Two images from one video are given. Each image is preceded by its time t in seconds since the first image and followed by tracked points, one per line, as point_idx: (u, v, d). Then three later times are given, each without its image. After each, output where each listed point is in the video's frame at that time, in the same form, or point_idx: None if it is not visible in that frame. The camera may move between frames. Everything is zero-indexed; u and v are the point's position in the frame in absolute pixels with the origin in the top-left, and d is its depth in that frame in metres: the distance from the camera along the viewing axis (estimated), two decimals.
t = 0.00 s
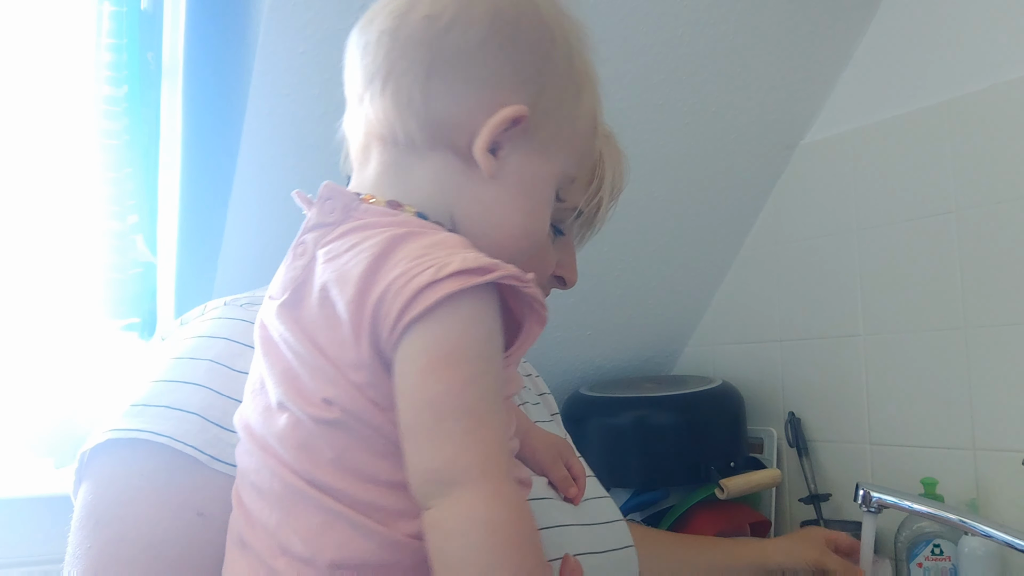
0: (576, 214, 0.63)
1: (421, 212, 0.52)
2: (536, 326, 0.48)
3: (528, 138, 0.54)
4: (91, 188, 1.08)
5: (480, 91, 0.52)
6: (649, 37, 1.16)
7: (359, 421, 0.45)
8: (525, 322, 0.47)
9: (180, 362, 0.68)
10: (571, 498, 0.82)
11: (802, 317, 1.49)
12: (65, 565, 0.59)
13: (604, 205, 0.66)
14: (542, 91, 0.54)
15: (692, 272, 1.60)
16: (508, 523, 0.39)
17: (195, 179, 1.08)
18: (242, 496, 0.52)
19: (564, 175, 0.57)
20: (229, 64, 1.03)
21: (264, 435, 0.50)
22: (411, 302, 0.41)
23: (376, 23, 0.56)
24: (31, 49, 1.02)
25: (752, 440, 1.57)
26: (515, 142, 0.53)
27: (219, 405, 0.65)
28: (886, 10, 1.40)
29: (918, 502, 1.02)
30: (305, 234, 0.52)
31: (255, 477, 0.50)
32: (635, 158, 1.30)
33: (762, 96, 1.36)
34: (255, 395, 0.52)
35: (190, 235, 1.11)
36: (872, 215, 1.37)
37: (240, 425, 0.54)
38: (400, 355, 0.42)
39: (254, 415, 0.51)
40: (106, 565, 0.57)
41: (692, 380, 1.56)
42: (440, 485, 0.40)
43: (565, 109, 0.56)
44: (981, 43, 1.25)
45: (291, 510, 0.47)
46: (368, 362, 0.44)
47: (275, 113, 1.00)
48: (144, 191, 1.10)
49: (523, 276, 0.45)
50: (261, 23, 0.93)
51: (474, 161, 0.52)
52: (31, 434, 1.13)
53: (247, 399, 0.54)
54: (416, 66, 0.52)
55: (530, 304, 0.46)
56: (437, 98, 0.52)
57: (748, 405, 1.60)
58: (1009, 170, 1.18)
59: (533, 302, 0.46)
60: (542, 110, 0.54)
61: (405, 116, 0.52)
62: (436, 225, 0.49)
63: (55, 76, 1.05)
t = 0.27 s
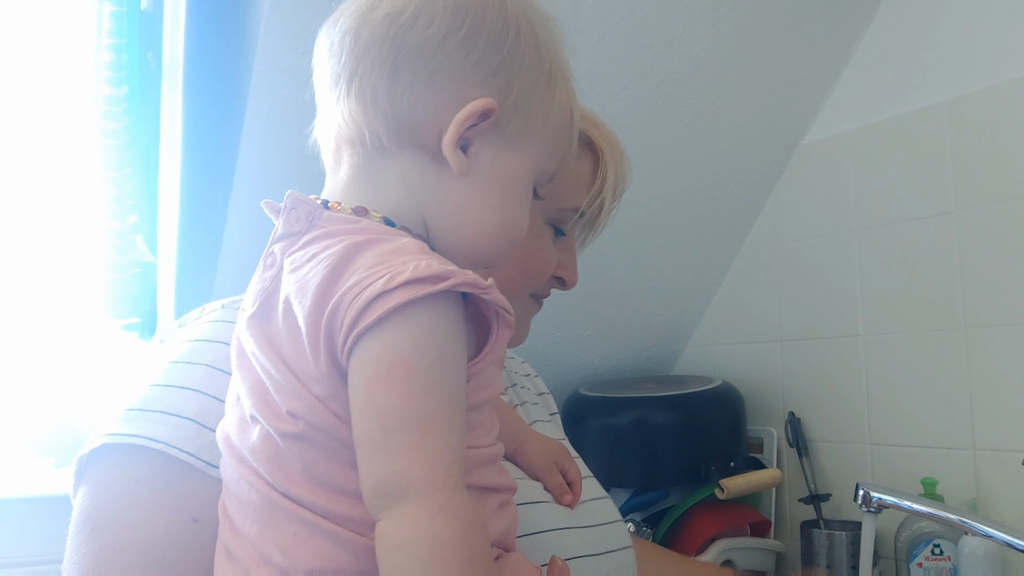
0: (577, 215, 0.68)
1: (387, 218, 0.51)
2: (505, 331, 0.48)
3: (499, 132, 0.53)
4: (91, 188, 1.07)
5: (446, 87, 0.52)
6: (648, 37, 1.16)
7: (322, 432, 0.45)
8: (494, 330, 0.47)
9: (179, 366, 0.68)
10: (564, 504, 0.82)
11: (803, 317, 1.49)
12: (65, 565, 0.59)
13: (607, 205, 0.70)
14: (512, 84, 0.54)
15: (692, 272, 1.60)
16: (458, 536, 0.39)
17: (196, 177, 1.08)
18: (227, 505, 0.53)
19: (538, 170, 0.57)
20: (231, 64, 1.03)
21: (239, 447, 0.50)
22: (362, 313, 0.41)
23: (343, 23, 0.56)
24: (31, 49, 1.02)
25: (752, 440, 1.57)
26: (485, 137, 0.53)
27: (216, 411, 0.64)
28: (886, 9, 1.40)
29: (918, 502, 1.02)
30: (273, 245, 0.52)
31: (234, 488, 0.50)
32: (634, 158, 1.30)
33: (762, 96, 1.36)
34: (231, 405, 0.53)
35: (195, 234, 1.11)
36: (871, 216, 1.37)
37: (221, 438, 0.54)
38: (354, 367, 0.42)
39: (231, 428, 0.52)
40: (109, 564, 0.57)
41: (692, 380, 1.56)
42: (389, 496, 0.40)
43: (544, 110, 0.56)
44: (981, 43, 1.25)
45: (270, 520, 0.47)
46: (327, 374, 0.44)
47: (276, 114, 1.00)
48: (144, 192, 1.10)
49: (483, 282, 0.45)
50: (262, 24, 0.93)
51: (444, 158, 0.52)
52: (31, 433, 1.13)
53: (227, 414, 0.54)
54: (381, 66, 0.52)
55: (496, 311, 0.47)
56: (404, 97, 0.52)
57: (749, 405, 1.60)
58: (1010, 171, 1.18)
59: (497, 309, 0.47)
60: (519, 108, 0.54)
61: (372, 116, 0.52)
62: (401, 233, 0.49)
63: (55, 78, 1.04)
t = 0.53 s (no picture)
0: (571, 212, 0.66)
1: (392, 221, 0.51)
2: (510, 338, 0.48)
3: (505, 138, 0.53)
4: (92, 188, 1.07)
5: (455, 92, 0.52)
6: (648, 37, 1.16)
7: (327, 437, 0.45)
8: (498, 335, 0.47)
9: (172, 369, 0.67)
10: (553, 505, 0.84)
11: (803, 317, 1.49)
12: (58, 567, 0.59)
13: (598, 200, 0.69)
14: (521, 90, 0.54)
15: (691, 272, 1.59)
16: (469, 543, 0.39)
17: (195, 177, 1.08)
18: (224, 508, 0.52)
19: (542, 177, 0.57)
20: (231, 64, 1.02)
21: (239, 449, 0.50)
22: (372, 319, 0.41)
23: (351, 23, 0.55)
24: (30, 49, 1.02)
25: (752, 440, 1.57)
26: (492, 143, 0.53)
27: (209, 414, 0.64)
28: (885, 9, 1.40)
29: (918, 502, 1.01)
30: (276, 244, 0.51)
31: (233, 489, 0.50)
32: (634, 157, 1.30)
33: (761, 95, 1.35)
34: (231, 407, 0.52)
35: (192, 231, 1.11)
36: (872, 215, 1.37)
37: (218, 439, 0.53)
38: (362, 373, 0.41)
39: (230, 429, 0.51)
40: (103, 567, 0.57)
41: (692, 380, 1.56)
42: (399, 504, 0.40)
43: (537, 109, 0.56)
44: (980, 43, 1.25)
45: (267, 522, 0.47)
46: (333, 379, 0.44)
47: (273, 113, 1.00)
48: (143, 191, 1.09)
49: (491, 290, 0.44)
50: (261, 25, 0.92)
51: (451, 163, 0.52)
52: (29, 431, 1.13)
53: (224, 414, 0.54)
54: (391, 69, 0.52)
55: (502, 318, 0.46)
56: (413, 101, 0.52)
57: (749, 405, 1.60)
58: (1010, 170, 1.17)
59: (503, 315, 0.46)
60: (514, 108, 0.54)
61: (381, 119, 0.52)
62: (408, 236, 0.49)
63: (55, 78, 1.04)
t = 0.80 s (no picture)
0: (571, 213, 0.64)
1: (411, 223, 0.51)
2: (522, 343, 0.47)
3: (526, 152, 0.54)
4: (93, 188, 1.07)
5: (484, 104, 0.52)
6: (648, 37, 1.16)
7: (339, 436, 0.45)
8: (511, 339, 0.47)
9: (173, 370, 0.67)
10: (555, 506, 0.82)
11: (803, 317, 1.49)
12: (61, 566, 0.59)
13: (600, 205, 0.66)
14: (544, 108, 0.55)
15: (691, 273, 1.59)
16: (479, 543, 0.39)
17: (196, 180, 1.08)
18: (227, 504, 0.52)
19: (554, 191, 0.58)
20: (232, 64, 1.03)
21: (247, 444, 0.49)
22: (394, 319, 0.41)
23: (380, 28, 0.55)
24: (31, 49, 1.02)
25: (752, 440, 1.57)
26: (515, 156, 0.53)
27: (211, 413, 0.64)
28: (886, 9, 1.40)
29: (918, 503, 1.01)
30: (292, 241, 0.51)
31: (238, 485, 0.50)
32: (634, 158, 1.30)
33: (762, 96, 1.35)
34: (240, 403, 0.52)
35: (195, 230, 1.11)
36: (873, 215, 1.37)
37: (224, 433, 0.53)
38: (381, 371, 0.42)
39: (237, 425, 0.51)
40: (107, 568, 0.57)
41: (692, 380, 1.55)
42: (413, 505, 0.39)
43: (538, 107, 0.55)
44: (980, 42, 1.25)
45: (272, 518, 0.47)
46: (350, 378, 0.44)
47: (271, 114, 1.00)
48: (144, 191, 1.09)
49: (510, 294, 0.45)
50: (261, 26, 0.92)
51: (474, 173, 0.52)
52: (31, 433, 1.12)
53: (230, 408, 0.54)
54: (422, 76, 0.52)
55: (516, 322, 0.46)
56: (442, 111, 0.52)
57: (749, 406, 1.60)
58: (1010, 170, 1.17)
59: (518, 319, 0.46)
60: (526, 113, 0.54)
61: (410, 126, 0.52)
62: (426, 239, 0.49)
63: (55, 77, 1.04)
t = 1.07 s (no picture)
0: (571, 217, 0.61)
1: (427, 221, 0.52)
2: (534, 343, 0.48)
3: (542, 158, 0.55)
4: (93, 190, 1.07)
5: (503, 109, 0.53)
6: (648, 38, 1.16)
7: (354, 429, 0.46)
8: (523, 338, 0.47)
9: (179, 366, 0.68)
10: (557, 504, 0.83)
11: (803, 317, 1.49)
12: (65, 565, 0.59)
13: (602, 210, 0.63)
14: (561, 115, 0.56)
15: (692, 273, 1.60)
16: (494, 537, 0.39)
17: (197, 181, 1.08)
18: (237, 495, 0.53)
19: (567, 198, 0.58)
20: (231, 65, 1.03)
21: (260, 437, 0.50)
22: (413, 315, 0.41)
23: (403, 29, 0.56)
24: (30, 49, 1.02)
25: (751, 440, 1.57)
26: (530, 161, 0.54)
27: (218, 409, 0.65)
28: (885, 9, 1.40)
29: (918, 502, 1.02)
30: (308, 237, 0.51)
31: (250, 477, 0.50)
32: (634, 158, 1.30)
33: (763, 96, 1.36)
34: (253, 397, 0.52)
35: (195, 231, 1.11)
36: (873, 215, 1.37)
37: (235, 425, 0.54)
38: (399, 366, 0.42)
39: (250, 417, 0.52)
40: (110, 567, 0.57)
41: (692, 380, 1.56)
42: (429, 497, 0.40)
43: (549, 109, 0.55)
44: (980, 43, 1.25)
45: (284, 509, 0.47)
46: (366, 372, 0.44)
47: (271, 115, 1.00)
48: (144, 191, 1.09)
49: (525, 293, 0.45)
50: (261, 27, 0.92)
51: (490, 175, 0.53)
52: (28, 430, 1.12)
53: (242, 401, 0.54)
54: (443, 78, 0.53)
55: (530, 321, 0.47)
56: (461, 113, 0.52)
57: (749, 406, 1.60)
58: (1010, 171, 1.17)
59: (532, 319, 0.47)
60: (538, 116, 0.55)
61: (429, 126, 0.53)
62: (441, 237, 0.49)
63: (55, 75, 1.04)
